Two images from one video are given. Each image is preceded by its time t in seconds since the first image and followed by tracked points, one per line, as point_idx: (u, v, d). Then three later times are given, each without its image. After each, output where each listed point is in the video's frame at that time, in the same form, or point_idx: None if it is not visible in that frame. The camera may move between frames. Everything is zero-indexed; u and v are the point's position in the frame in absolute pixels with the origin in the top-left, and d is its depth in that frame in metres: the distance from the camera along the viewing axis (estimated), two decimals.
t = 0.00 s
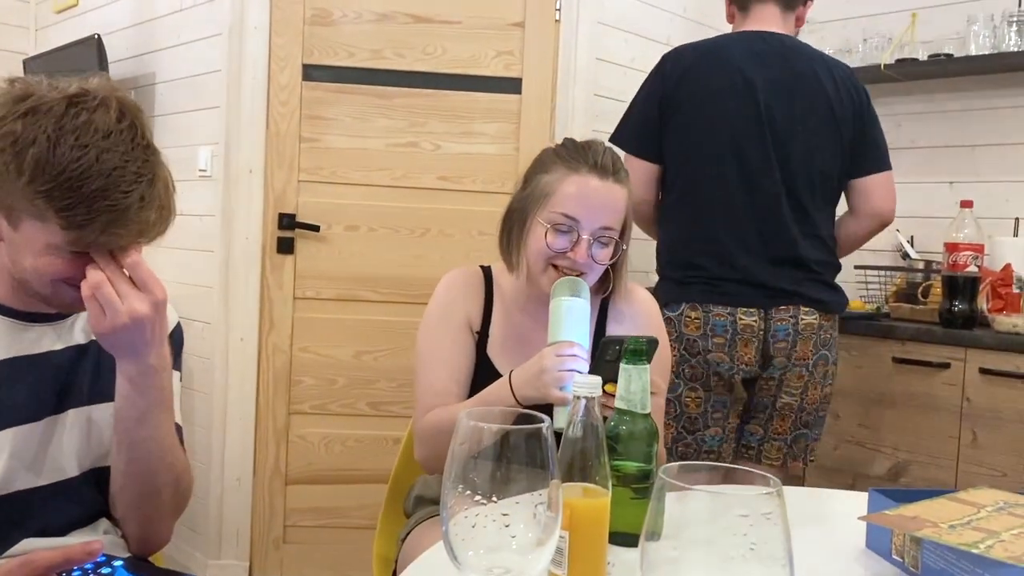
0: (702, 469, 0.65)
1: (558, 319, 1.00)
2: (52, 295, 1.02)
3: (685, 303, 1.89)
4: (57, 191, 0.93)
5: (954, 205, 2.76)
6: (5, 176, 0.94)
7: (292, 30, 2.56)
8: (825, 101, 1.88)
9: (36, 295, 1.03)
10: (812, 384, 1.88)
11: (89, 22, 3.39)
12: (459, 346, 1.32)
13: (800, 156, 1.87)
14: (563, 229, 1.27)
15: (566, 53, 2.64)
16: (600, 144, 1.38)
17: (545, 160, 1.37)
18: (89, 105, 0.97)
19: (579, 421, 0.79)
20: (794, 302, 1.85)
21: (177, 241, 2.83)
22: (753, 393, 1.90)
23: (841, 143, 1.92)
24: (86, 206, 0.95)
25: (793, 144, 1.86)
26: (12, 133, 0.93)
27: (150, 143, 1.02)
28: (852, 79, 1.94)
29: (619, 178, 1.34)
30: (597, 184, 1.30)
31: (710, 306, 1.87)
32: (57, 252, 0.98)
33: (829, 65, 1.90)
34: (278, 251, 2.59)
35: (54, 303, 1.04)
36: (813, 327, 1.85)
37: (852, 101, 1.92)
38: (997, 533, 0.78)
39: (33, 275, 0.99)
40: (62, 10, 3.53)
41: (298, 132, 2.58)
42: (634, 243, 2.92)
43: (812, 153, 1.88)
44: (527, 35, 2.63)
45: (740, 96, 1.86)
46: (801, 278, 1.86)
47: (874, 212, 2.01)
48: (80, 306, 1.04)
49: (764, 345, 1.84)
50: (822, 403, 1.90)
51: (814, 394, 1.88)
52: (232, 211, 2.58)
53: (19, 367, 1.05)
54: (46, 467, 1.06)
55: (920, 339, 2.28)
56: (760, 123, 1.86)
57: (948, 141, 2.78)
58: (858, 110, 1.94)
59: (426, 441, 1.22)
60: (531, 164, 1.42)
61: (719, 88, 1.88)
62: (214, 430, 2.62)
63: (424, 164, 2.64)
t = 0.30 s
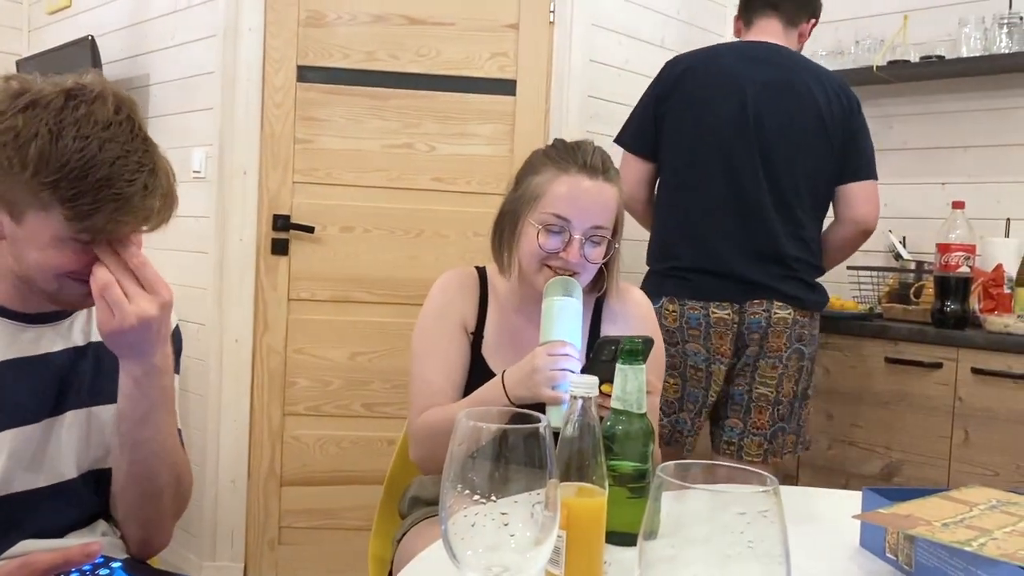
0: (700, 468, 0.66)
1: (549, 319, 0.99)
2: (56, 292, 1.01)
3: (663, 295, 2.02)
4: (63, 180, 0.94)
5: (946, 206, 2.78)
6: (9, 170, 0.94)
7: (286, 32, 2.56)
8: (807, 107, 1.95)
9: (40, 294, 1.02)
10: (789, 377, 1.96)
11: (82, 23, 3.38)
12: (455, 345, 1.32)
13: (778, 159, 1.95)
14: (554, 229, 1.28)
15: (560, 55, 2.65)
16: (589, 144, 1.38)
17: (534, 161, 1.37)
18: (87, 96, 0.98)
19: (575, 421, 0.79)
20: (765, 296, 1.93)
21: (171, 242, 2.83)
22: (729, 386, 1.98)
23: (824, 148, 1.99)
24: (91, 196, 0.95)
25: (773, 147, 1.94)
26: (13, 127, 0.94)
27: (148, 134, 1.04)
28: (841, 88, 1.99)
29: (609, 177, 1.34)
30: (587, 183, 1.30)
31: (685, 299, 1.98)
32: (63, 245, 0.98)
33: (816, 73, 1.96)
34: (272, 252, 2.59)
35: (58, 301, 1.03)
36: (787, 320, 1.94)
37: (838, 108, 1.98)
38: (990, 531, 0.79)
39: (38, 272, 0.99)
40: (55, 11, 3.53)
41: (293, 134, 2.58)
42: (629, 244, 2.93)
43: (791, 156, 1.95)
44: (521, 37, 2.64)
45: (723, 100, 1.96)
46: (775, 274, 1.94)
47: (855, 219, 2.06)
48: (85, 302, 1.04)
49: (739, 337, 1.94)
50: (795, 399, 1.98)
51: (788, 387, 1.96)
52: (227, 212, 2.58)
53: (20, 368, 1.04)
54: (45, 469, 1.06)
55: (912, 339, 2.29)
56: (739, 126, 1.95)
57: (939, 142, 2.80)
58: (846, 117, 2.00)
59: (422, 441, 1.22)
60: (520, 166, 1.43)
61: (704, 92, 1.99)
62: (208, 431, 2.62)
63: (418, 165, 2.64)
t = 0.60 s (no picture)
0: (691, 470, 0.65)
1: (548, 319, 0.98)
2: (45, 287, 1.00)
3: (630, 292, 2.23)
4: (53, 169, 0.94)
5: (937, 205, 2.79)
6: None
7: (277, 31, 2.54)
8: (757, 115, 2.07)
9: (28, 291, 1.01)
10: (751, 372, 2.04)
11: (71, 23, 3.36)
12: (452, 343, 1.31)
13: (730, 165, 2.09)
14: (555, 224, 1.27)
15: (552, 55, 2.65)
16: (590, 141, 1.38)
17: (536, 157, 1.37)
18: (73, 87, 0.98)
19: (566, 423, 0.79)
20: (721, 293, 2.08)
21: (161, 243, 2.81)
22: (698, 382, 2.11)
23: (779, 153, 2.10)
24: (82, 184, 0.95)
25: (724, 151, 2.09)
26: None
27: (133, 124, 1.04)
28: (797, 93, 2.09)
29: (610, 173, 1.33)
30: (588, 178, 1.29)
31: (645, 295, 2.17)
32: (54, 237, 0.97)
33: (768, 83, 2.09)
34: (263, 253, 2.58)
35: (47, 297, 1.02)
36: (735, 313, 2.06)
37: (792, 113, 2.09)
38: (982, 532, 0.79)
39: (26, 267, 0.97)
40: (44, 11, 3.51)
41: (284, 134, 2.57)
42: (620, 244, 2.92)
43: (744, 162, 2.08)
44: (513, 37, 2.63)
45: (677, 118, 2.16)
46: (727, 270, 2.08)
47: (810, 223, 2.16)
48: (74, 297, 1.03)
49: (692, 331, 2.11)
50: (765, 396, 2.04)
51: (750, 382, 2.04)
52: (217, 212, 2.56)
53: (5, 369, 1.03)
54: (31, 471, 1.05)
55: (903, 338, 2.29)
56: (693, 139, 2.13)
57: (930, 142, 2.81)
58: (802, 122, 2.10)
59: (416, 437, 1.22)
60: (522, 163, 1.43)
61: (660, 112, 2.19)
62: (199, 433, 2.61)
63: (410, 165, 2.63)
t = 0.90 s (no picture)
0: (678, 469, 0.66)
1: (565, 319, 0.94)
2: (56, 285, 1.02)
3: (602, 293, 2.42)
4: (40, 160, 0.97)
5: (928, 205, 2.80)
6: None
7: (269, 32, 2.54)
8: (704, 120, 2.23)
9: (37, 291, 1.03)
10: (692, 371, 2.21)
11: (62, 23, 3.35)
12: (463, 338, 1.31)
13: (678, 168, 2.26)
14: (580, 226, 1.28)
15: (544, 56, 2.66)
16: (624, 150, 1.39)
17: (569, 159, 1.38)
18: (36, 79, 1.00)
19: (563, 424, 0.79)
20: (666, 288, 2.26)
21: (154, 244, 2.81)
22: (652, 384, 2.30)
23: (728, 155, 2.25)
24: (72, 173, 0.98)
25: (681, 158, 2.25)
26: None
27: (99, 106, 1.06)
28: (744, 98, 2.24)
29: (639, 184, 1.35)
30: (617, 185, 1.31)
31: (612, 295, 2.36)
32: (56, 229, 0.99)
33: (715, 89, 2.24)
34: (255, 254, 2.57)
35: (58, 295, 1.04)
36: (670, 316, 2.24)
37: (739, 118, 2.24)
38: (971, 529, 0.80)
39: (35, 265, 0.99)
40: (34, 12, 3.49)
41: (276, 135, 2.57)
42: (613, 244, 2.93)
43: (691, 165, 2.24)
44: (505, 37, 2.64)
45: (630, 127, 2.33)
46: (683, 269, 2.24)
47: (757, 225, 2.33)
48: (85, 290, 1.05)
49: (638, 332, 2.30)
50: (708, 392, 2.21)
51: (692, 381, 2.21)
52: (209, 213, 2.56)
53: None
54: (27, 473, 1.05)
55: (894, 337, 2.31)
56: (645, 146, 2.31)
57: (919, 142, 2.82)
58: (748, 127, 2.26)
59: (421, 429, 1.21)
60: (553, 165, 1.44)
61: (616, 123, 2.38)
62: (192, 434, 2.60)
63: (403, 165, 2.63)
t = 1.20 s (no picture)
0: (666, 466, 0.66)
1: (579, 317, 0.98)
2: (53, 279, 1.03)
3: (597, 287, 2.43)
4: (15, 155, 0.95)
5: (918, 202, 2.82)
6: None
7: (260, 32, 2.54)
8: (699, 119, 2.24)
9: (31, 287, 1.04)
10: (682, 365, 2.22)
11: (51, 22, 3.34)
12: (473, 333, 1.31)
13: (674, 165, 2.27)
14: (586, 223, 1.28)
15: (535, 55, 2.66)
16: (636, 151, 1.39)
17: (581, 158, 1.38)
18: None
19: (558, 422, 0.80)
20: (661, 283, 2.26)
21: (145, 244, 2.80)
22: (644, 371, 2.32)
23: (723, 153, 2.25)
24: (50, 163, 0.97)
25: (675, 157, 2.27)
26: None
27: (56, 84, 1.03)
28: (740, 98, 2.25)
29: (649, 186, 1.34)
30: (625, 185, 1.30)
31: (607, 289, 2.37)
32: (44, 224, 0.99)
33: (709, 88, 2.25)
34: (247, 254, 2.57)
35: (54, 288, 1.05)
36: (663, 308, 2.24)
37: (734, 117, 2.25)
38: (959, 524, 0.80)
39: (29, 263, 1.00)
40: (24, 11, 3.48)
41: (267, 134, 2.56)
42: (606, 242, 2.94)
43: (687, 162, 2.26)
44: (496, 36, 2.64)
45: (628, 124, 2.35)
46: (674, 264, 2.25)
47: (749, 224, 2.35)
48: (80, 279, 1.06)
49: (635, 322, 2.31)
50: (693, 386, 2.22)
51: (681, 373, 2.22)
52: (201, 212, 2.56)
53: None
54: (20, 473, 1.05)
55: (885, 334, 2.32)
56: (641, 143, 2.33)
57: (909, 140, 2.84)
58: (744, 126, 2.27)
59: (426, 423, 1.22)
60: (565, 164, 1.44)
61: (615, 120, 2.40)
62: (185, 434, 2.60)
63: (394, 164, 2.63)
